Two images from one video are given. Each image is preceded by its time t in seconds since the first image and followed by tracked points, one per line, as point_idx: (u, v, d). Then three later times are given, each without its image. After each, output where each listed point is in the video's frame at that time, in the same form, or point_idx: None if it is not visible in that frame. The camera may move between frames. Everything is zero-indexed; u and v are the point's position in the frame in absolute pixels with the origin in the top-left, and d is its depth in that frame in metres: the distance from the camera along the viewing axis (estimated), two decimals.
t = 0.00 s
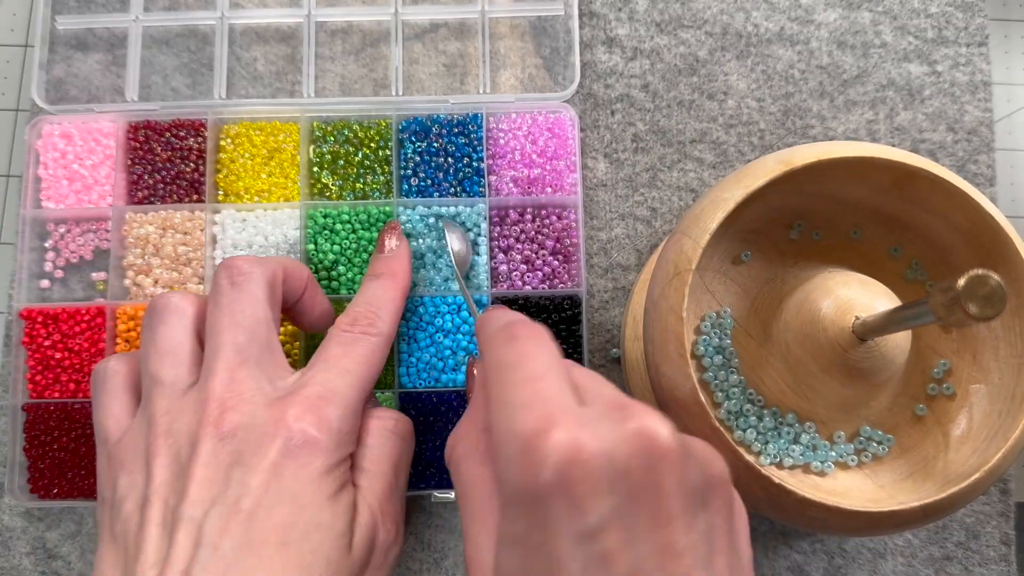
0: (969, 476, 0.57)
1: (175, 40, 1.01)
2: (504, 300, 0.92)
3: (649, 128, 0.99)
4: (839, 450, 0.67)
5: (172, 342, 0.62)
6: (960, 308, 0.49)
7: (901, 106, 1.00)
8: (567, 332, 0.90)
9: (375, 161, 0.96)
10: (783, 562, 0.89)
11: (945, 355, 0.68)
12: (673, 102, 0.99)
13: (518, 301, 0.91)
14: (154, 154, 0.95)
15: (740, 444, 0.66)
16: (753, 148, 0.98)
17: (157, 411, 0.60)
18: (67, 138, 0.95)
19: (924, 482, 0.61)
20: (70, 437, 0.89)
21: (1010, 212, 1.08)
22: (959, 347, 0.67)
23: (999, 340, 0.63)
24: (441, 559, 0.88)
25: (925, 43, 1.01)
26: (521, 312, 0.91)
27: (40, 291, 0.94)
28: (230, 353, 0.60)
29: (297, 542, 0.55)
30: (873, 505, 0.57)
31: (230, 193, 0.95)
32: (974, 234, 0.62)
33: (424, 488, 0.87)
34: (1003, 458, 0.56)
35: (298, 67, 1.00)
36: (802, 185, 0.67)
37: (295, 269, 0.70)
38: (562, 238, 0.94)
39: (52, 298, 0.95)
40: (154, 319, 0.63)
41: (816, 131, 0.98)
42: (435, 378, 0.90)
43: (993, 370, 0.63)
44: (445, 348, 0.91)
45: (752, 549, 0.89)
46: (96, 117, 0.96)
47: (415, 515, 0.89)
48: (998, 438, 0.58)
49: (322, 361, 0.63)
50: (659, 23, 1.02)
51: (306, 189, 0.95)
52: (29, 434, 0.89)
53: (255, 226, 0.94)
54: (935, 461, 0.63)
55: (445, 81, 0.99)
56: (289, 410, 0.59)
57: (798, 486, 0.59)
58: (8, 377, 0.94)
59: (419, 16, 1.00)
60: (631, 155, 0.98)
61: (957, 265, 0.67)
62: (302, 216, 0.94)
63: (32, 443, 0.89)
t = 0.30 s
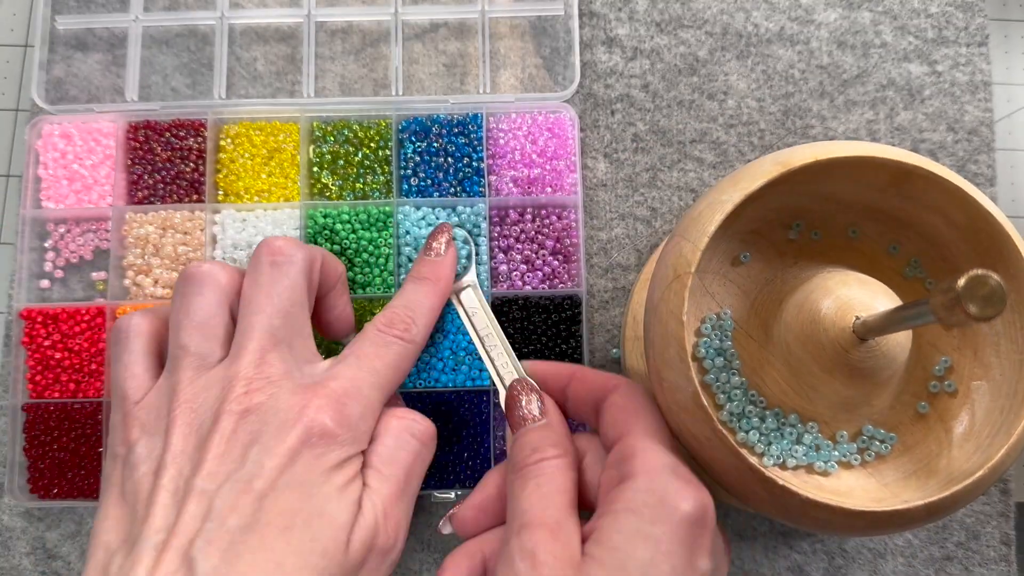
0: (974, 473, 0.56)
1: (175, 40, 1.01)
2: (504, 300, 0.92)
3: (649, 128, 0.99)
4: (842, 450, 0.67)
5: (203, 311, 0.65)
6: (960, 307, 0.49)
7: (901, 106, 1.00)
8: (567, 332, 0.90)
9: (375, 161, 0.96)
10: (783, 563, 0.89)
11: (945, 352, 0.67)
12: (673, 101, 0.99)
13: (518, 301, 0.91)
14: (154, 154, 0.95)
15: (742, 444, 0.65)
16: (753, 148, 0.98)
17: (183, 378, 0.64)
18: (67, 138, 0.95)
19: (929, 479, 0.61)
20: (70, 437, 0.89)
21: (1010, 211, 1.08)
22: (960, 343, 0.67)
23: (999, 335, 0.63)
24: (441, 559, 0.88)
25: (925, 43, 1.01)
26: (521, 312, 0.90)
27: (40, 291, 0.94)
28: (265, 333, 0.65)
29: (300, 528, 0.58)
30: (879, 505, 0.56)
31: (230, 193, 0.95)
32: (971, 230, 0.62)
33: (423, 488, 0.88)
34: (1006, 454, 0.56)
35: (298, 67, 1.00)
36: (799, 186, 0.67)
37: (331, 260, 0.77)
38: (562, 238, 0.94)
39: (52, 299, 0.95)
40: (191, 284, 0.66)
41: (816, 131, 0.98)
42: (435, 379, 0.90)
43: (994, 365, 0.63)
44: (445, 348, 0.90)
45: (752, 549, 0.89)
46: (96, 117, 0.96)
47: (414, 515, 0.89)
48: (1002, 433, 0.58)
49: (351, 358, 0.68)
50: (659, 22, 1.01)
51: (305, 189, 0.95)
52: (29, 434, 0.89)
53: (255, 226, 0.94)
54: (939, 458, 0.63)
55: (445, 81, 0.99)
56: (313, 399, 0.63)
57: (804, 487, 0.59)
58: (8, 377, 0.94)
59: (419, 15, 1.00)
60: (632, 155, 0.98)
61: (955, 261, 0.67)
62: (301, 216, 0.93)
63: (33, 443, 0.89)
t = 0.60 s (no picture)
0: (986, 462, 0.57)
1: (175, 40, 1.01)
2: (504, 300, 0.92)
3: (649, 128, 0.99)
4: (853, 449, 0.67)
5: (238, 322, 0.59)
6: (959, 308, 0.49)
7: (901, 106, 1.00)
8: (567, 332, 0.90)
9: (375, 161, 0.95)
10: (783, 563, 0.89)
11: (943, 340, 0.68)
12: (673, 101, 0.99)
13: (518, 301, 0.91)
14: (154, 154, 0.95)
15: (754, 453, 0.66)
16: (753, 148, 0.98)
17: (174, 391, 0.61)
18: (67, 138, 0.95)
19: (940, 469, 0.62)
20: (70, 437, 0.89)
21: (1010, 211, 1.08)
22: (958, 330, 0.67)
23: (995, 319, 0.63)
24: (441, 559, 0.88)
25: (925, 43, 1.01)
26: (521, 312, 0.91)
27: (40, 291, 0.95)
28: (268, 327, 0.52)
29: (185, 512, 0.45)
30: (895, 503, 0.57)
31: (230, 193, 0.95)
32: (961, 220, 0.62)
33: (423, 488, 0.88)
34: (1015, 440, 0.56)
35: (298, 67, 1.00)
36: (786, 191, 0.67)
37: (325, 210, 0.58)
38: (562, 238, 0.94)
39: (52, 298, 0.95)
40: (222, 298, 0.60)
41: (816, 131, 0.98)
42: (436, 378, 0.90)
43: (994, 349, 0.63)
44: (444, 348, 0.91)
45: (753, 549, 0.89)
46: (96, 117, 0.96)
47: (415, 514, 0.89)
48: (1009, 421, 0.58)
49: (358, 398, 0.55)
50: (659, 23, 1.01)
51: (306, 189, 0.95)
52: (29, 433, 0.89)
53: (256, 227, 0.94)
54: (948, 446, 0.63)
55: (445, 81, 0.99)
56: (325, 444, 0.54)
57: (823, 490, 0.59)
58: (8, 377, 0.94)
59: (419, 15, 1.00)
60: (632, 155, 0.98)
61: (948, 249, 0.67)
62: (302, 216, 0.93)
63: (33, 443, 0.89)
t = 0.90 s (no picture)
0: (995, 454, 0.57)
1: (175, 40, 1.01)
2: (504, 300, 0.92)
3: (649, 128, 0.99)
4: (863, 448, 0.67)
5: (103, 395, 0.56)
6: (959, 309, 0.49)
7: (901, 106, 1.00)
8: (567, 332, 0.90)
9: (374, 161, 0.96)
10: (783, 563, 0.89)
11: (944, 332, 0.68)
12: (673, 101, 0.99)
13: (518, 301, 0.91)
14: (153, 154, 0.95)
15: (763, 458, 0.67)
16: (753, 148, 0.98)
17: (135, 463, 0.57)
18: (67, 139, 0.95)
19: (950, 462, 0.62)
20: (69, 437, 0.89)
21: (1010, 211, 1.07)
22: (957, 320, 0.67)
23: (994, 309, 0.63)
24: (441, 560, 0.88)
25: (925, 43, 1.01)
26: (521, 312, 0.90)
27: (40, 291, 0.95)
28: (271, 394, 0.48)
29: None
30: (908, 500, 0.57)
31: (230, 193, 0.95)
32: (955, 213, 0.62)
33: (423, 488, 0.87)
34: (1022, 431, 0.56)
35: (297, 67, 1.00)
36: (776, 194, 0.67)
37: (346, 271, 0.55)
38: (562, 238, 0.94)
39: (51, 298, 0.95)
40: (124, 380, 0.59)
41: (816, 131, 0.98)
42: (435, 378, 0.90)
43: (994, 338, 0.64)
44: (445, 348, 0.90)
45: (753, 549, 0.89)
46: (96, 117, 0.96)
47: (415, 515, 0.89)
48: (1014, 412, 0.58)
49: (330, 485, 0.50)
50: (659, 22, 1.01)
51: (305, 189, 0.95)
52: (29, 434, 0.89)
53: (255, 226, 0.94)
54: (955, 440, 0.64)
55: (445, 81, 0.99)
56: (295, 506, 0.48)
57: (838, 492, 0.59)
58: (7, 377, 0.94)
59: (419, 15, 1.00)
60: (632, 154, 0.98)
61: (942, 241, 0.67)
62: (302, 216, 0.93)
63: (33, 443, 0.89)
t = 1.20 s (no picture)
0: (1001, 448, 0.57)
1: (176, 40, 1.01)
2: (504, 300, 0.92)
3: (649, 128, 0.99)
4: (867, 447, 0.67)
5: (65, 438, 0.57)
6: (958, 308, 0.50)
7: (901, 106, 1.00)
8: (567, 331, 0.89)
9: (374, 160, 0.96)
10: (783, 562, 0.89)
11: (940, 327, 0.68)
12: (673, 101, 0.99)
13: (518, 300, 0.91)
14: (153, 154, 0.95)
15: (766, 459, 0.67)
16: (753, 148, 0.98)
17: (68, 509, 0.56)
18: (66, 138, 0.95)
19: (956, 458, 0.62)
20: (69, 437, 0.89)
21: (1010, 211, 1.07)
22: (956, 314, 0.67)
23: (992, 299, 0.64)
24: (441, 559, 0.88)
25: (925, 43, 1.01)
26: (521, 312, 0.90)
27: (39, 291, 0.94)
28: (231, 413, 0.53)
29: None
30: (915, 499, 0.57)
31: (229, 192, 0.96)
32: (948, 208, 0.63)
33: (423, 488, 0.87)
34: None
35: (297, 67, 1.00)
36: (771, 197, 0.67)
37: (191, 334, 0.61)
38: (561, 237, 0.94)
39: (51, 298, 0.95)
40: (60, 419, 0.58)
41: (816, 131, 0.98)
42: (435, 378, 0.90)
43: (992, 330, 0.64)
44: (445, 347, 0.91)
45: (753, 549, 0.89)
46: (96, 117, 0.96)
47: (415, 514, 0.89)
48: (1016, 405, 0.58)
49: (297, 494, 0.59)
50: (659, 23, 1.01)
51: (305, 188, 0.95)
52: (29, 433, 0.89)
53: (255, 226, 0.95)
54: (959, 434, 0.64)
55: (445, 81, 0.99)
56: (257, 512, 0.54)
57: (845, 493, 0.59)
58: (7, 376, 0.94)
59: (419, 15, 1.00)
60: (631, 155, 0.98)
61: (938, 238, 0.67)
62: (302, 216, 0.93)
63: (33, 443, 0.89)
